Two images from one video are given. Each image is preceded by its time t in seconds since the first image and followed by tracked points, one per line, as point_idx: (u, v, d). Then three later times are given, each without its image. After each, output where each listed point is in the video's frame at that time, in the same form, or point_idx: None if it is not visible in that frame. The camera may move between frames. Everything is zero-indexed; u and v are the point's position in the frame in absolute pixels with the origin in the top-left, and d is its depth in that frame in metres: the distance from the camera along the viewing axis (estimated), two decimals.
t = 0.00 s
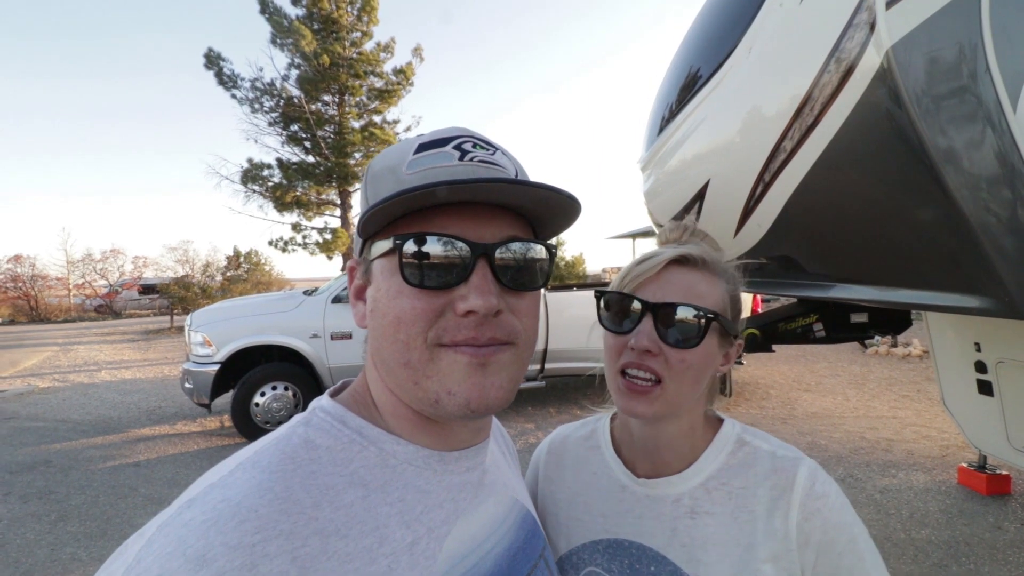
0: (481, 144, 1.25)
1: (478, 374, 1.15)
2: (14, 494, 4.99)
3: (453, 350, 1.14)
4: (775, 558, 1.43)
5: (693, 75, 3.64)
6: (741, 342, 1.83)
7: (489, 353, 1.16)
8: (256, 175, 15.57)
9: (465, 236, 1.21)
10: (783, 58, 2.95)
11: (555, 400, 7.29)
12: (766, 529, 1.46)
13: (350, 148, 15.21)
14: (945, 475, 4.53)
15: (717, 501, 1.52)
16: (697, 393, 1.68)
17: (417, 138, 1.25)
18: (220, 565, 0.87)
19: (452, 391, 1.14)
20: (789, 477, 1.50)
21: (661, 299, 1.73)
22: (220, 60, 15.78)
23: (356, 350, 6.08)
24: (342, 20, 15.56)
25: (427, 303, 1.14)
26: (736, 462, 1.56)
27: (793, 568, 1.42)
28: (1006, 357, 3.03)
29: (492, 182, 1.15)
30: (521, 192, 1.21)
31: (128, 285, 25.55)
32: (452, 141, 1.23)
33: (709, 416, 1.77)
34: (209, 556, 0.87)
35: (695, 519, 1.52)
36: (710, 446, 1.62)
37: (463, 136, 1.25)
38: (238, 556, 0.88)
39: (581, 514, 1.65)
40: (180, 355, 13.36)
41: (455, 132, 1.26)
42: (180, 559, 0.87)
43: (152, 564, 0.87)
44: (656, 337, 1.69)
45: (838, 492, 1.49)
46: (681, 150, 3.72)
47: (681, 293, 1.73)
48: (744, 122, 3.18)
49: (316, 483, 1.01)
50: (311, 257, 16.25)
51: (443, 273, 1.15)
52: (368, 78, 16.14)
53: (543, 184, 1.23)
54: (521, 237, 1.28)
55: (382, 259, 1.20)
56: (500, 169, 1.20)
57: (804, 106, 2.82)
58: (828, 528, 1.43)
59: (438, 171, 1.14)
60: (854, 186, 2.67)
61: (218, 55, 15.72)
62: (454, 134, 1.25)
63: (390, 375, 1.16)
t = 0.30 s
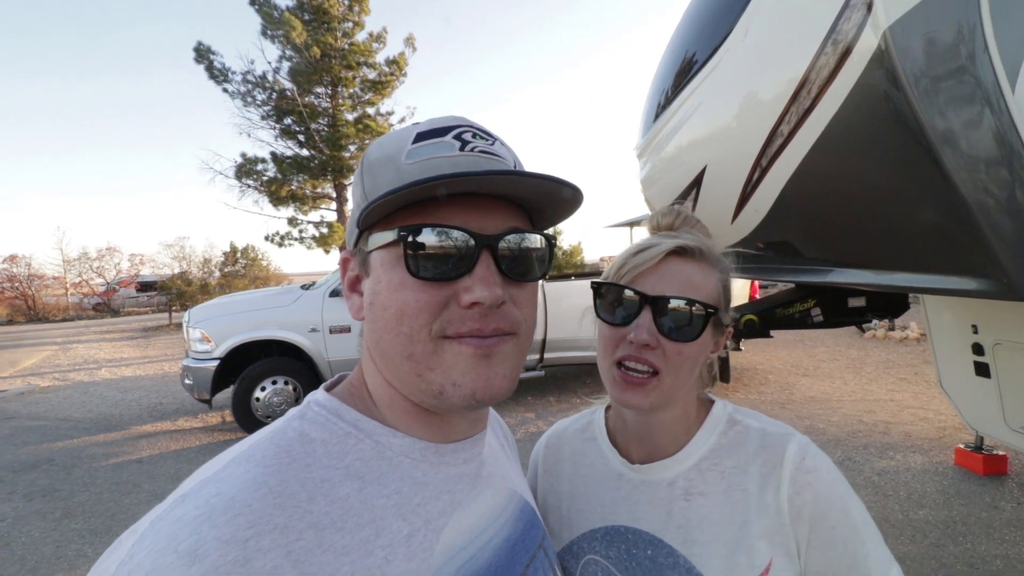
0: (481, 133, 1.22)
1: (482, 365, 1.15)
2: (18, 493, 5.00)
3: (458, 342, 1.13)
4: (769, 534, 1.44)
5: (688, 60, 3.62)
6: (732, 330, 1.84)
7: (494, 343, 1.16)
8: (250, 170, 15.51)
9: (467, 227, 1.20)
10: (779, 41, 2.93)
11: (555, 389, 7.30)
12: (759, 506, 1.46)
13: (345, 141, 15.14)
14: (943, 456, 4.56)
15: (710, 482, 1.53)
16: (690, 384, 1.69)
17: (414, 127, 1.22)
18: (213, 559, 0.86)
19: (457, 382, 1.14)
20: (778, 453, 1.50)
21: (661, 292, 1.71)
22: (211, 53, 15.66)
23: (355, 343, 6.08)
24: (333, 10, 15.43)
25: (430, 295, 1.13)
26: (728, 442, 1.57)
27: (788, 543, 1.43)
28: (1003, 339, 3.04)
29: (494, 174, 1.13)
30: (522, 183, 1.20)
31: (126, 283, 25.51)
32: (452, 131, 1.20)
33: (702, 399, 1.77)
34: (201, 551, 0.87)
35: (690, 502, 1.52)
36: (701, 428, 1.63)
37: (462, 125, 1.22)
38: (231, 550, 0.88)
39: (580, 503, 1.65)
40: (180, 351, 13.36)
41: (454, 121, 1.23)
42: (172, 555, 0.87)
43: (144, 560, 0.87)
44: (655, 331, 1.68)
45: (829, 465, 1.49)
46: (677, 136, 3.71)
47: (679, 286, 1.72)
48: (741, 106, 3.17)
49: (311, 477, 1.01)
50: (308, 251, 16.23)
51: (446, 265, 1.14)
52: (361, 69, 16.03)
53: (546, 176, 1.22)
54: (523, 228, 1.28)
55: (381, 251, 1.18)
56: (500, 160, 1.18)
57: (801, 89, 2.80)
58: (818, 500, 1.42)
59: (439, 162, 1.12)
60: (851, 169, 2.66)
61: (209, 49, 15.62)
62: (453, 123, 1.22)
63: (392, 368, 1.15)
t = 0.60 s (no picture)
0: (495, 140, 1.19)
1: (492, 368, 1.12)
2: (24, 489, 5.01)
3: (468, 345, 1.11)
4: (777, 535, 1.42)
5: (693, 57, 3.58)
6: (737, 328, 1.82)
7: (504, 347, 1.14)
8: (255, 168, 15.53)
9: (481, 231, 1.17)
10: (786, 37, 2.89)
11: (559, 388, 7.28)
12: (766, 505, 1.44)
13: (349, 139, 15.15)
14: (951, 457, 4.52)
15: (718, 482, 1.50)
16: (698, 383, 1.67)
17: (428, 130, 1.19)
18: (216, 560, 0.85)
19: (466, 384, 1.11)
20: (786, 452, 1.48)
21: (666, 297, 1.69)
22: (216, 52, 15.69)
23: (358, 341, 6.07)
24: (338, 8, 15.43)
25: (442, 297, 1.11)
26: (734, 443, 1.54)
27: (795, 544, 1.41)
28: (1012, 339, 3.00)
29: (512, 182, 1.11)
30: (540, 192, 1.19)
31: (132, 281, 25.62)
32: (466, 136, 1.17)
33: (707, 400, 1.74)
34: (205, 552, 0.85)
35: (697, 502, 1.50)
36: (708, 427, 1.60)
37: (477, 131, 1.19)
38: (235, 551, 0.86)
39: (585, 504, 1.62)
40: (185, 348, 13.41)
41: (468, 125, 1.20)
42: (175, 555, 0.85)
43: (148, 562, 0.85)
44: (663, 339, 1.64)
45: (837, 464, 1.47)
46: (681, 134, 3.67)
47: (684, 290, 1.69)
48: (746, 104, 3.13)
49: (313, 478, 0.99)
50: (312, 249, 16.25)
51: (461, 268, 1.12)
52: (365, 67, 16.02)
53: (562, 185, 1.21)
54: (534, 236, 1.25)
55: (392, 251, 1.14)
56: (515, 168, 1.15)
57: (808, 85, 2.76)
58: (826, 499, 1.41)
59: (455, 168, 1.10)
60: (859, 168, 2.62)
61: (214, 47, 15.66)
62: (468, 129, 1.19)
63: (400, 370, 1.12)
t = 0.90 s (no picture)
0: (514, 156, 1.22)
1: (504, 377, 1.14)
2: (23, 492, 5.02)
3: (482, 354, 1.13)
4: (787, 554, 1.42)
5: (698, 72, 3.62)
6: (747, 334, 1.83)
7: (517, 357, 1.16)
8: (260, 174, 15.62)
9: (498, 243, 1.20)
10: (791, 53, 2.92)
11: (560, 398, 7.28)
12: (778, 525, 1.45)
13: (354, 147, 15.23)
14: (953, 473, 4.51)
15: (729, 499, 1.51)
16: (704, 390, 1.67)
17: (448, 144, 1.22)
18: (230, 561, 0.87)
19: (479, 393, 1.13)
20: (799, 474, 1.49)
21: (665, 305, 1.71)
22: (224, 59, 15.84)
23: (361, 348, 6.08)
24: (345, 18, 15.57)
25: (459, 306, 1.13)
26: (748, 459, 1.55)
27: (805, 564, 1.42)
28: (1014, 355, 3.01)
29: (528, 197, 1.14)
30: (557, 208, 1.22)
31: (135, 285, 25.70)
32: (486, 151, 1.19)
33: (720, 414, 1.76)
34: (219, 553, 0.87)
35: (707, 516, 1.51)
36: (720, 444, 1.60)
37: (497, 146, 1.22)
38: (248, 552, 0.88)
39: (593, 512, 1.63)
40: (187, 353, 13.44)
41: (488, 140, 1.23)
42: (190, 556, 0.87)
43: (163, 560, 0.87)
44: (661, 346, 1.67)
45: (849, 487, 1.48)
46: (686, 148, 3.70)
47: (680, 297, 1.71)
48: (751, 118, 3.16)
49: (324, 482, 1.01)
50: (315, 255, 16.31)
51: (477, 278, 1.14)
52: (372, 76, 16.13)
53: (579, 202, 1.24)
54: (548, 249, 1.28)
55: (410, 259, 1.16)
56: (533, 183, 1.18)
57: (812, 101, 2.79)
58: (838, 522, 1.42)
59: (475, 182, 1.12)
60: (861, 183, 2.65)
61: (223, 54, 15.82)
62: (487, 144, 1.22)
63: (414, 377, 1.14)
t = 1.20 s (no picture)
0: (507, 151, 1.22)
1: (500, 373, 1.14)
2: (19, 494, 5.00)
3: (477, 350, 1.13)
4: (781, 552, 1.42)
5: (694, 71, 3.62)
6: (747, 337, 1.83)
7: (513, 352, 1.16)
8: (257, 175, 15.59)
9: (493, 239, 1.20)
10: (787, 52, 2.92)
11: (558, 398, 7.28)
12: (773, 524, 1.45)
13: (351, 147, 15.21)
14: (950, 471, 4.52)
15: (725, 497, 1.51)
16: (707, 391, 1.67)
17: (441, 141, 1.21)
18: (228, 560, 0.87)
19: (475, 389, 1.13)
20: (795, 473, 1.48)
21: (670, 305, 1.71)
22: (220, 60, 15.81)
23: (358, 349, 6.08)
24: (341, 18, 15.55)
25: (454, 302, 1.13)
26: (744, 458, 1.55)
27: (798, 563, 1.42)
28: (1011, 353, 3.02)
29: (523, 193, 1.14)
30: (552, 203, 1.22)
31: (131, 286, 25.62)
32: (479, 147, 1.19)
33: (717, 413, 1.76)
34: (217, 551, 0.87)
35: (703, 515, 1.51)
36: (719, 442, 1.60)
37: (490, 142, 1.22)
38: (247, 550, 0.88)
39: (589, 509, 1.63)
40: (183, 354, 13.40)
41: (480, 136, 1.23)
42: (187, 554, 0.87)
43: (161, 559, 0.87)
44: (666, 345, 1.67)
45: (843, 488, 1.48)
46: (682, 147, 3.70)
47: (687, 298, 1.71)
48: (747, 117, 3.16)
49: (322, 480, 1.00)
50: (312, 256, 16.29)
51: (473, 275, 1.14)
52: (368, 77, 16.11)
53: (572, 197, 1.24)
54: (544, 245, 1.28)
55: (405, 257, 1.16)
56: (528, 179, 1.18)
57: (808, 100, 2.79)
58: (832, 522, 1.42)
59: (469, 179, 1.12)
60: (858, 182, 2.65)
61: (218, 55, 15.79)
62: (480, 140, 1.22)
63: (410, 374, 1.14)
